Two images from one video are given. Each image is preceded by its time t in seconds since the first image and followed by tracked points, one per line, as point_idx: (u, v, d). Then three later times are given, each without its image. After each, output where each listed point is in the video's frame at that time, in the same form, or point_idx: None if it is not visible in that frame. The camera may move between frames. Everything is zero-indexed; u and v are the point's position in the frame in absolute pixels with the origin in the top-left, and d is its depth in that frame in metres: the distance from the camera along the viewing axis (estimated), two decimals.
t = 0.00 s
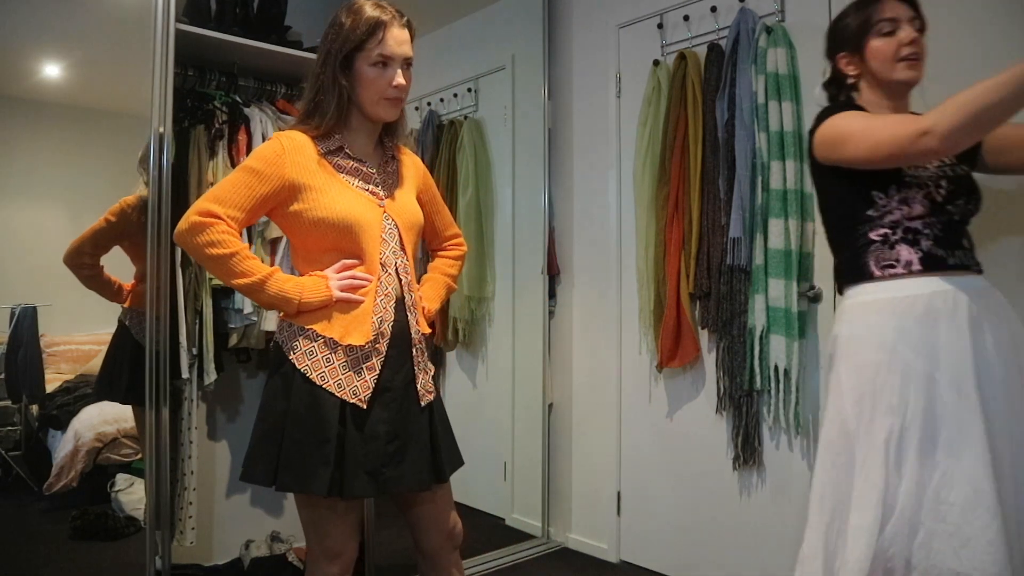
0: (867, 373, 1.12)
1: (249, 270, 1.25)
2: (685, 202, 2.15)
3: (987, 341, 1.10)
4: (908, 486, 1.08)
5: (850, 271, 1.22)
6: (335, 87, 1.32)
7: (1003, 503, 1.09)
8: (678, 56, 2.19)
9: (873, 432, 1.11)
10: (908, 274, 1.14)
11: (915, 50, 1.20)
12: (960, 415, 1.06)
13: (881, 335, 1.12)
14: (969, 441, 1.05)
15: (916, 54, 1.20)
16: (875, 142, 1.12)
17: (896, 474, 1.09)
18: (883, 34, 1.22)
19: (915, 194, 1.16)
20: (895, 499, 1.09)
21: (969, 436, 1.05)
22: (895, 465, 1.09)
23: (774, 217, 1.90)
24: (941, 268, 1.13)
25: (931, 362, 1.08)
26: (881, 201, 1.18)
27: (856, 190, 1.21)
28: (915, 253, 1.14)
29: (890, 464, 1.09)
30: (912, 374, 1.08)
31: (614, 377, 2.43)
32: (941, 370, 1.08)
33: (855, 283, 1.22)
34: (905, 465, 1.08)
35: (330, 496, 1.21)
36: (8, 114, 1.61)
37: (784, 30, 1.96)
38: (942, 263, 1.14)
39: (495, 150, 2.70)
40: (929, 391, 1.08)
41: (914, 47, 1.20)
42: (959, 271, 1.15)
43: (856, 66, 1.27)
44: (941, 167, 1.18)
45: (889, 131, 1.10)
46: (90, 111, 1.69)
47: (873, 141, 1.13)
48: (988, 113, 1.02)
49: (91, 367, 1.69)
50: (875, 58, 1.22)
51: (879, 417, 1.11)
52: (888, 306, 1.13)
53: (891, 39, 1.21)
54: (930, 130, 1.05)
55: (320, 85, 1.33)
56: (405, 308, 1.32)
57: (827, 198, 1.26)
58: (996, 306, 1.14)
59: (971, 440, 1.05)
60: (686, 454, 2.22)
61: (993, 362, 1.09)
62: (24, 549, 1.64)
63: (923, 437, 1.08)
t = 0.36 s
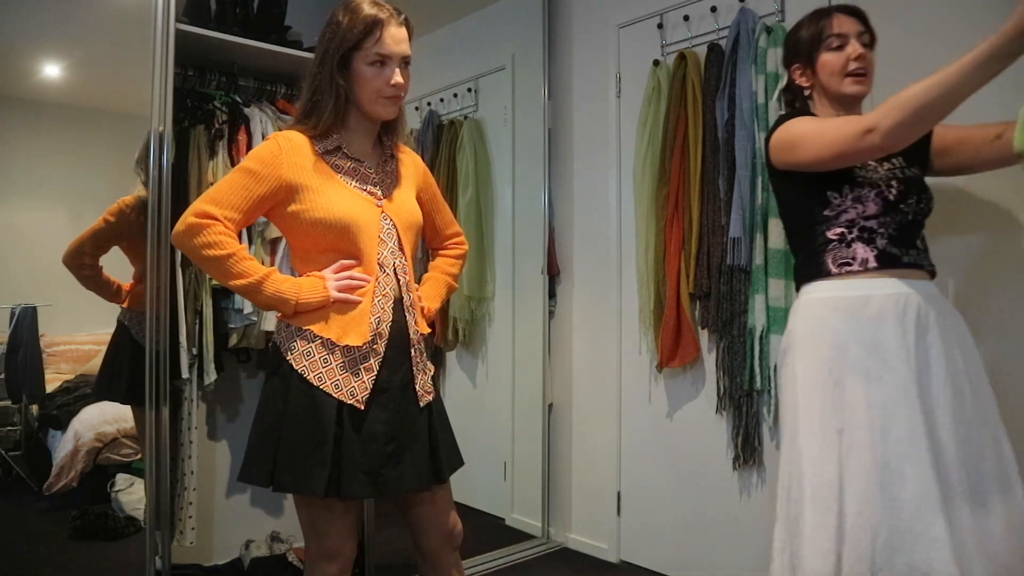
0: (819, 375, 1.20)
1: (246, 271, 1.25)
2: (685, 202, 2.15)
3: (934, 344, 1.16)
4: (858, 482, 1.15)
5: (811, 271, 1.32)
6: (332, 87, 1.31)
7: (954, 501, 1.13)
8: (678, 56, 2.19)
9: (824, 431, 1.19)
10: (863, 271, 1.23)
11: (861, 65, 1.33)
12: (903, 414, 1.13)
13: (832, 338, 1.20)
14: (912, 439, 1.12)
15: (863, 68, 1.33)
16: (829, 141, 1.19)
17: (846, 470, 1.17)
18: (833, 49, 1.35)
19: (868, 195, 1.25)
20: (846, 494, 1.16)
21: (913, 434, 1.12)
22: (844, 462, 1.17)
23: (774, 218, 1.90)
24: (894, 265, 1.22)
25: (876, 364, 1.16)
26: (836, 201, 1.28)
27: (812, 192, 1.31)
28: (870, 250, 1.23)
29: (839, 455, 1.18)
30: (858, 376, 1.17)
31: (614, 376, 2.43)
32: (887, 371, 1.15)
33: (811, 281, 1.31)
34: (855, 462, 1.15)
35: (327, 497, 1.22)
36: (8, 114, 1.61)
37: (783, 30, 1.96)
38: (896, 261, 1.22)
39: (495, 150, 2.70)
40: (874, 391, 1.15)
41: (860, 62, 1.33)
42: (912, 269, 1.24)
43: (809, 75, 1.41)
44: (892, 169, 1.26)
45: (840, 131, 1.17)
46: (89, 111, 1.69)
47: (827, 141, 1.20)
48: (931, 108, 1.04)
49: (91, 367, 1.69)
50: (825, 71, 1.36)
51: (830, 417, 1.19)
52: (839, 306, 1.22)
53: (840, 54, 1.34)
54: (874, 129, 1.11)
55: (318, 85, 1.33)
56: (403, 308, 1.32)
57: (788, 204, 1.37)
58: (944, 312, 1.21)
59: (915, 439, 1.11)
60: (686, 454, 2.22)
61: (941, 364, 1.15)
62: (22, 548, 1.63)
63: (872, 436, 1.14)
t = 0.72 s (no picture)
0: (791, 373, 1.22)
1: (246, 272, 1.25)
2: (685, 201, 2.15)
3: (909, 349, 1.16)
4: (820, 481, 1.15)
5: (791, 272, 1.32)
6: (332, 87, 1.31)
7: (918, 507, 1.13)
8: (678, 56, 2.19)
9: (792, 429, 1.19)
10: (842, 273, 1.23)
11: (836, 73, 1.37)
12: (869, 416, 1.14)
13: (804, 339, 1.22)
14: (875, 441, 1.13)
15: (839, 76, 1.37)
16: (806, 145, 1.19)
17: (811, 469, 1.18)
18: (808, 57, 1.39)
19: (846, 197, 1.25)
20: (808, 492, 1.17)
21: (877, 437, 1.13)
22: (810, 460, 1.18)
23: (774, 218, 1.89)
24: (871, 267, 1.23)
25: (847, 365, 1.17)
26: (815, 204, 1.28)
27: (791, 194, 1.32)
28: (848, 252, 1.24)
29: (807, 450, 1.18)
30: (829, 376, 1.17)
31: (615, 376, 2.43)
32: (858, 374, 1.16)
33: (791, 281, 1.32)
34: (821, 461, 1.16)
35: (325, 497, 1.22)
36: (8, 114, 1.61)
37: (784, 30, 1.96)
38: (873, 263, 1.23)
39: (495, 150, 2.70)
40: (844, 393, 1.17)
41: (836, 70, 1.37)
42: (888, 271, 1.25)
43: (786, 82, 1.45)
44: (868, 174, 1.27)
45: (816, 135, 1.16)
46: (89, 111, 1.69)
47: (804, 144, 1.19)
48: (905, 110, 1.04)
49: (91, 367, 1.69)
50: (802, 80, 1.40)
51: (797, 415, 1.19)
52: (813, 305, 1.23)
53: (815, 63, 1.38)
54: (847, 132, 1.10)
55: (317, 86, 1.33)
56: (403, 308, 1.32)
57: (767, 206, 1.37)
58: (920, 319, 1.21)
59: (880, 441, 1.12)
60: (686, 454, 2.22)
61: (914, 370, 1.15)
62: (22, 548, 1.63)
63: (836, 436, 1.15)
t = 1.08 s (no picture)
0: (790, 374, 1.22)
1: (248, 273, 1.26)
2: (685, 201, 2.15)
3: (907, 350, 1.16)
4: (821, 483, 1.15)
5: (789, 273, 1.33)
6: (332, 87, 1.32)
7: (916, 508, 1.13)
8: (678, 56, 2.19)
9: (792, 430, 1.19)
10: (839, 273, 1.24)
11: (826, 72, 1.37)
12: (868, 418, 1.14)
13: (803, 339, 1.22)
14: (874, 443, 1.12)
15: (828, 75, 1.37)
16: (799, 149, 1.19)
17: (811, 471, 1.17)
18: (797, 58, 1.40)
19: (842, 196, 1.25)
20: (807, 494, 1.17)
21: (877, 438, 1.12)
22: (809, 462, 1.18)
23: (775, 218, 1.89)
24: (868, 267, 1.23)
25: (846, 367, 1.17)
26: (811, 204, 1.28)
27: (785, 194, 1.32)
28: (845, 252, 1.24)
29: (806, 453, 1.18)
30: (828, 377, 1.17)
31: (615, 375, 2.43)
32: (857, 375, 1.16)
33: (789, 282, 1.32)
34: (820, 463, 1.16)
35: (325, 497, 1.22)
36: (8, 114, 1.61)
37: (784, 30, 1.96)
38: (870, 262, 1.23)
39: (495, 150, 2.70)
40: (843, 394, 1.17)
41: (825, 69, 1.37)
42: (886, 271, 1.25)
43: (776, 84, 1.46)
44: (864, 173, 1.27)
45: (809, 140, 1.17)
46: (89, 111, 1.70)
47: (797, 149, 1.20)
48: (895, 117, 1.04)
49: (91, 366, 1.69)
50: (793, 80, 1.40)
51: (796, 417, 1.19)
52: (810, 308, 1.23)
53: (804, 63, 1.39)
54: (839, 138, 1.10)
55: (317, 86, 1.33)
56: (404, 307, 1.32)
57: (764, 206, 1.37)
58: (919, 319, 1.20)
59: (879, 443, 1.12)
60: (686, 454, 2.22)
61: (912, 371, 1.15)
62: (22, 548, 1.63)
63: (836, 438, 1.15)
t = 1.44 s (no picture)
0: (790, 375, 1.21)
1: (248, 273, 1.26)
2: (685, 201, 2.15)
3: (908, 350, 1.16)
4: (824, 484, 1.15)
5: (788, 274, 1.33)
6: (330, 87, 1.31)
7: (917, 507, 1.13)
8: (678, 56, 2.19)
9: (794, 431, 1.19)
10: (838, 273, 1.24)
11: (817, 74, 1.37)
12: (869, 419, 1.14)
13: (804, 339, 1.22)
14: (875, 444, 1.13)
15: (821, 76, 1.37)
16: (791, 151, 1.19)
17: (813, 472, 1.18)
18: (789, 60, 1.40)
19: (838, 196, 1.25)
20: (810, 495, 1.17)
21: (878, 439, 1.13)
22: (812, 463, 1.18)
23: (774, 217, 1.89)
24: (867, 267, 1.23)
25: (846, 367, 1.17)
26: (807, 205, 1.29)
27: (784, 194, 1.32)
28: (843, 252, 1.24)
29: (808, 454, 1.18)
30: (829, 378, 1.17)
31: (615, 375, 2.43)
32: (857, 375, 1.16)
33: (788, 283, 1.33)
34: (821, 464, 1.16)
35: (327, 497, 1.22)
36: (8, 114, 1.61)
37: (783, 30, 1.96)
38: (869, 262, 1.23)
39: (495, 150, 2.70)
40: (843, 394, 1.16)
41: (818, 70, 1.37)
42: (885, 270, 1.25)
43: (770, 86, 1.47)
44: (862, 172, 1.27)
45: (801, 142, 1.17)
46: (89, 111, 1.70)
47: (789, 151, 1.20)
48: (884, 118, 1.03)
49: (91, 366, 1.69)
50: (785, 83, 1.40)
51: (798, 417, 1.19)
52: (809, 309, 1.23)
53: (797, 65, 1.39)
54: (829, 139, 1.10)
55: (315, 86, 1.33)
56: (405, 307, 1.32)
57: (762, 207, 1.37)
58: (919, 318, 1.20)
59: (881, 443, 1.12)
60: (686, 453, 2.22)
61: (912, 371, 1.15)
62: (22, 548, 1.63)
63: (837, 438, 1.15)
